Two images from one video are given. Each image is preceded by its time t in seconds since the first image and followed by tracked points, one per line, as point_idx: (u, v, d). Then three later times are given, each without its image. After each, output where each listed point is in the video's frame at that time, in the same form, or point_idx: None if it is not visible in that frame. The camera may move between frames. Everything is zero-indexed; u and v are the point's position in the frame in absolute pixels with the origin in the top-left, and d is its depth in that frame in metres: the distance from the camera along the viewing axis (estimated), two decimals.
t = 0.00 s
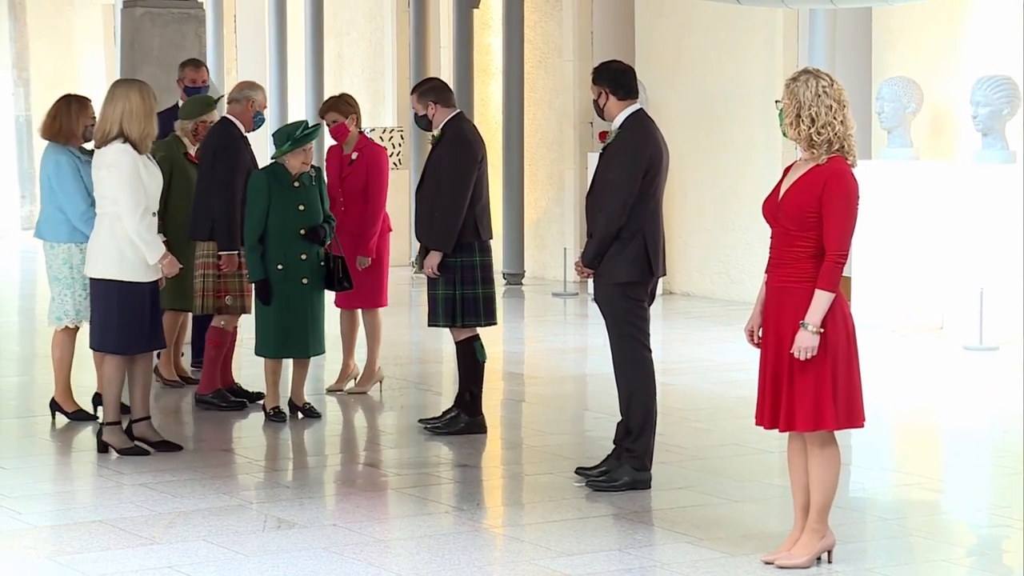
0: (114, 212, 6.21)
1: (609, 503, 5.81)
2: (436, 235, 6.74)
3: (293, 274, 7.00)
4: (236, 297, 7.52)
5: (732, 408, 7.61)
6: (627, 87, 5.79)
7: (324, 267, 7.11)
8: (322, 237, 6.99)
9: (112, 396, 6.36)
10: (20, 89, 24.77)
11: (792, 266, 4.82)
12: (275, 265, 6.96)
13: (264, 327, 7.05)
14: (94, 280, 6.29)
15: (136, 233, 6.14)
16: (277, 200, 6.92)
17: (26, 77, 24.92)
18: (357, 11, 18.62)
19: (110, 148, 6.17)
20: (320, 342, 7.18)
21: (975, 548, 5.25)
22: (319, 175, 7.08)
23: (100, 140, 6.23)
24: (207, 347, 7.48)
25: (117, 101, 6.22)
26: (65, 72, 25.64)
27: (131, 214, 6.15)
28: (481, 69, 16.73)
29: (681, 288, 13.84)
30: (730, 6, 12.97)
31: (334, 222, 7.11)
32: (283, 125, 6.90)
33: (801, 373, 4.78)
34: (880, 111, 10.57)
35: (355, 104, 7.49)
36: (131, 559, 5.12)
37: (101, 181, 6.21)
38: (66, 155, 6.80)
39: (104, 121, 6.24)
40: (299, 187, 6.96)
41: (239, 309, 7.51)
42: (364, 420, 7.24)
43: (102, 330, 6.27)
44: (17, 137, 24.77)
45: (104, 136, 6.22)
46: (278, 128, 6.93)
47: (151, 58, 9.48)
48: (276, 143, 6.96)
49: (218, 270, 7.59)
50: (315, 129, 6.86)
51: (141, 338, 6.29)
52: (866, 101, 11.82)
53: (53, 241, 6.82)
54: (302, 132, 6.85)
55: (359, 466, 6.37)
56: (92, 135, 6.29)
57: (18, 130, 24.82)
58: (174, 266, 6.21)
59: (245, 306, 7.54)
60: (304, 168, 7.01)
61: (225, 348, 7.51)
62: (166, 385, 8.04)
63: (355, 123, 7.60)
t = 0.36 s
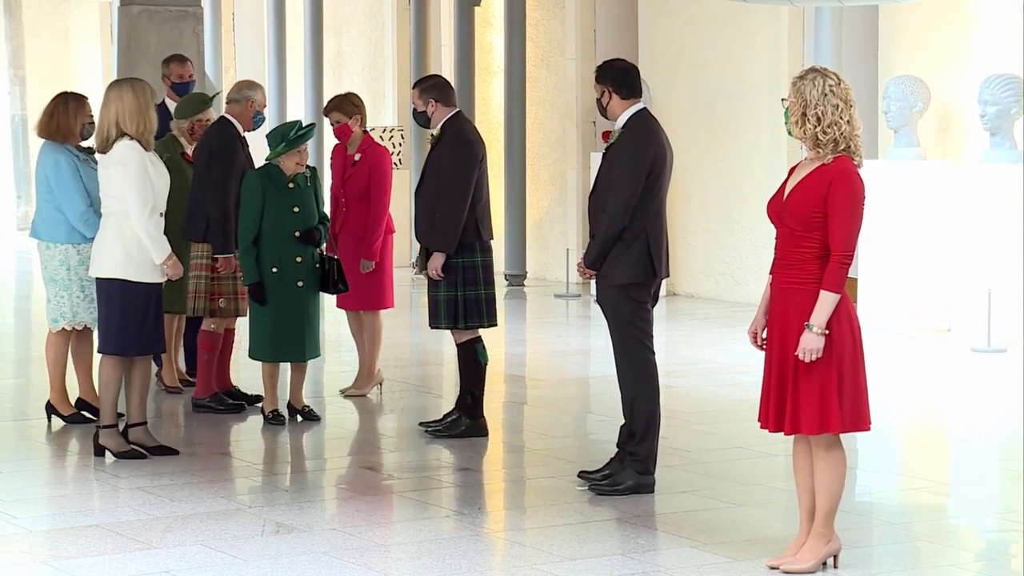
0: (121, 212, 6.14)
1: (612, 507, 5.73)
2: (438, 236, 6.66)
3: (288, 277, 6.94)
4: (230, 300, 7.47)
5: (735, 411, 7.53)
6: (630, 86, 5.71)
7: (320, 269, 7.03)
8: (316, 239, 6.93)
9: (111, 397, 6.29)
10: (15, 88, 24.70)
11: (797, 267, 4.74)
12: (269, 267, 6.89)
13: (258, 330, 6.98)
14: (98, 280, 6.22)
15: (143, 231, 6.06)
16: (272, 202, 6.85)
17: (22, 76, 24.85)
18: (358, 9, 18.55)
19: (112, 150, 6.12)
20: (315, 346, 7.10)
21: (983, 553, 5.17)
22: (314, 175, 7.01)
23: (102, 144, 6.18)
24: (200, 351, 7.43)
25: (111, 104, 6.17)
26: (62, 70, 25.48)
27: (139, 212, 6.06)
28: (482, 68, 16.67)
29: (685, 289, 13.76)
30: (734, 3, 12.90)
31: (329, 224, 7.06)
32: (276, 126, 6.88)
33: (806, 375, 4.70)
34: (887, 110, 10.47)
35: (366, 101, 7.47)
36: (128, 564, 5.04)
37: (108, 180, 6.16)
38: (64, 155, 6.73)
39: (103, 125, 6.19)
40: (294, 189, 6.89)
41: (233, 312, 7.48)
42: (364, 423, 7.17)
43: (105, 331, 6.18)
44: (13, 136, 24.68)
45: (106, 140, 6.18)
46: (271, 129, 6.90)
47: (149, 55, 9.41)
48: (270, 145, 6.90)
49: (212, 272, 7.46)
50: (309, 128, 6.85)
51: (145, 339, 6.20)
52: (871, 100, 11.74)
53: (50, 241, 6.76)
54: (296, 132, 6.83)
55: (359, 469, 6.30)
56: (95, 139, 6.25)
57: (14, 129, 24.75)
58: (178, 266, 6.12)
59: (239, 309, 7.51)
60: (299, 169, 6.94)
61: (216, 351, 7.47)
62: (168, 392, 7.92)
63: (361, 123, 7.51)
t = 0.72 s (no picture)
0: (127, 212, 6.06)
1: (616, 512, 5.65)
2: (440, 237, 6.58)
3: (284, 280, 6.87)
4: (227, 303, 7.39)
5: (739, 414, 7.45)
6: (633, 84, 5.64)
7: (315, 271, 6.99)
8: (311, 241, 6.87)
9: (110, 400, 6.21)
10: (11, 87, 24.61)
11: (802, 269, 4.67)
12: (264, 270, 6.82)
13: (254, 333, 6.89)
14: (100, 281, 6.13)
15: (153, 231, 6.00)
16: (266, 203, 6.79)
17: (18, 74, 24.81)
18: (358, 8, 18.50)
19: (122, 149, 6.04)
20: (312, 349, 7.03)
21: (991, 558, 5.09)
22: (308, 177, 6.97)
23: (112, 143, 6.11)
24: (197, 355, 7.35)
25: (122, 104, 6.10)
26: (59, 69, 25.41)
27: (147, 212, 6.01)
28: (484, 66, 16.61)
29: (689, 291, 13.69)
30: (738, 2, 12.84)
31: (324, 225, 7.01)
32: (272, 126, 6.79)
33: (811, 378, 4.63)
34: (894, 110, 10.39)
35: (372, 99, 7.38)
36: (124, 569, 4.97)
37: (116, 179, 6.08)
38: (64, 156, 6.66)
39: (113, 125, 6.12)
40: (288, 190, 6.83)
41: (229, 315, 7.39)
42: (365, 426, 7.10)
43: (107, 333, 6.10)
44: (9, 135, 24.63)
45: (116, 139, 6.10)
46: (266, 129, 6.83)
47: (147, 54, 9.32)
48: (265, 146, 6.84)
49: (208, 274, 7.33)
50: (305, 128, 6.76)
51: (149, 342, 6.12)
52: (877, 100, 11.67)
53: (48, 242, 6.70)
54: (292, 133, 6.74)
55: (359, 473, 6.22)
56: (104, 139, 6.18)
57: (9, 127, 24.69)
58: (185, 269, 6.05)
59: (236, 312, 7.43)
60: (293, 171, 6.88)
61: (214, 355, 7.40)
62: (166, 396, 7.85)
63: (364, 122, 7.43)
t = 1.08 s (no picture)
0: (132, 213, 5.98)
1: (621, 516, 5.57)
2: (443, 239, 6.50)
3: (282, 282, 6.80)
4: (219, 306, 7.33)
5: (745, 417, 7.36)
6: (639, 84, 5.55)
7: (316, 272, 6.91)
8: (309, 243, 6.79)
9: (110, 403, 6.14)
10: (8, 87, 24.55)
11: (810, 271, 4.59)
12: (261, 273, 6.75)
13: (252, 337, 6.81)
14: (100, 281, 6.06)
15: (156, 233, 5.90)
16: (263, 205, 6.72)
17: (16, 74, 24.75)
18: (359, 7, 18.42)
19: (131, 149, 5.96)
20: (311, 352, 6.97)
21: (1002, 564, 5.00)
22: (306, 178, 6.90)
23: (121, 141, 6.04)
24: (193, 359, 7.27)
25: (134, 103, 6.02)
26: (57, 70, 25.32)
27: (152, 215, 5.90)
28: (487, 66, 16.53)
29: (695, 293, 13.60)
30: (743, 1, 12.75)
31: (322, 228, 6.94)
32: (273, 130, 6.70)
33: (819, 381, 4.55)
34: (903, 109, 10.22)
35: (375, 97, 7.19)
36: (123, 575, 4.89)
37: (124, 179, 6.00)
38: (60, 158, 6.58)
39: (124, 123, 6.05)
40: (286, 192, 6.77)
41: (221, 319, 7.33)
42: (368, 430, 7.02)
43: (106, 335, 6.02)
44: (6, 136, 24.58)
45: (125, 139, 6.03)
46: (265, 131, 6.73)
47: (147, 53, 8.95)
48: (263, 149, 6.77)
49: (200, 277, 7.26)
50: (306, 139, 6.66)
51: (150, 345, 6.05)
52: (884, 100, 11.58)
53: (44, 244, 6.63)
54: (291, 143, 6.64)
55: (361, 477, 6.15)
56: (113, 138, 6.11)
57: (7, 127, 24.63)
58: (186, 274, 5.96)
59: (227, 314, 7.37)
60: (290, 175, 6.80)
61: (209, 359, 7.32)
62: (166, 399, 7.80)
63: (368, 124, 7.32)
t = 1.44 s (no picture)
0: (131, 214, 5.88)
1: (627, 522, 5.49)
2: (451, 241, 6.42)
3: (288, 285, 6.72)
4: (208, 307, 7.26)
5: (751, 421, 7.28)
6: (645, 83, 5.47)
7: (323, 277, 6.82)
8: (317, 246, 6.71)
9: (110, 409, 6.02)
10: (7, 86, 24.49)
11: (818, 273, 4.51)
12: (268, 275, 6.68)
13: (256, 339, 6.72)
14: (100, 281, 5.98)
15: (155, 236, 5.80)
16: (271, 205, 6.66)
17: (15, 73, 24.72)
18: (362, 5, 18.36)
19: (130, 149, 5.87)
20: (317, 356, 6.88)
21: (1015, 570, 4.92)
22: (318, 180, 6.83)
23: (120, 140, 5.95)
24: (191, 362, 7.22)
25: (132, 102, 5.92)
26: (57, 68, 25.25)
27: (149, 216, 5.80)
28: (492, 65, 16.46)
29: (702, 294, 13.52)
30: None
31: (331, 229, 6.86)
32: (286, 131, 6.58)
33: (829, 385, 4.46)
34: (914, 108, 10.20)
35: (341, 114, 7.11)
36: None
37: (121, 179, 5.89)
38: (57, 160, 6.49)
39: (123, 123, 5.95)
40: (295, 193, 6.71)
41: (212, 321, 7.26)
42: (371, 434, 6.95)
43: (105, 336, 5.93)
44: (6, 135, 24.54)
45: (124, 139, 5.94)
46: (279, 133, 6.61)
47: (148, 53, 8.87)
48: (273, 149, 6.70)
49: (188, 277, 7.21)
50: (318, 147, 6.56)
51: (151, 349, 5.96)
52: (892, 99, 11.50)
53: (42, 246, 6.59)
54: (303, 148, 6.53)
55: (365, 481, 6.08)
56: (112, 137, 6.01)
57: (6, 127, 24.59)
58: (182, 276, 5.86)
59: (218, 316, 7.29)
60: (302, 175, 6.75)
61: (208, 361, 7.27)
62: (165, 401, 7.72)
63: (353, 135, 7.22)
